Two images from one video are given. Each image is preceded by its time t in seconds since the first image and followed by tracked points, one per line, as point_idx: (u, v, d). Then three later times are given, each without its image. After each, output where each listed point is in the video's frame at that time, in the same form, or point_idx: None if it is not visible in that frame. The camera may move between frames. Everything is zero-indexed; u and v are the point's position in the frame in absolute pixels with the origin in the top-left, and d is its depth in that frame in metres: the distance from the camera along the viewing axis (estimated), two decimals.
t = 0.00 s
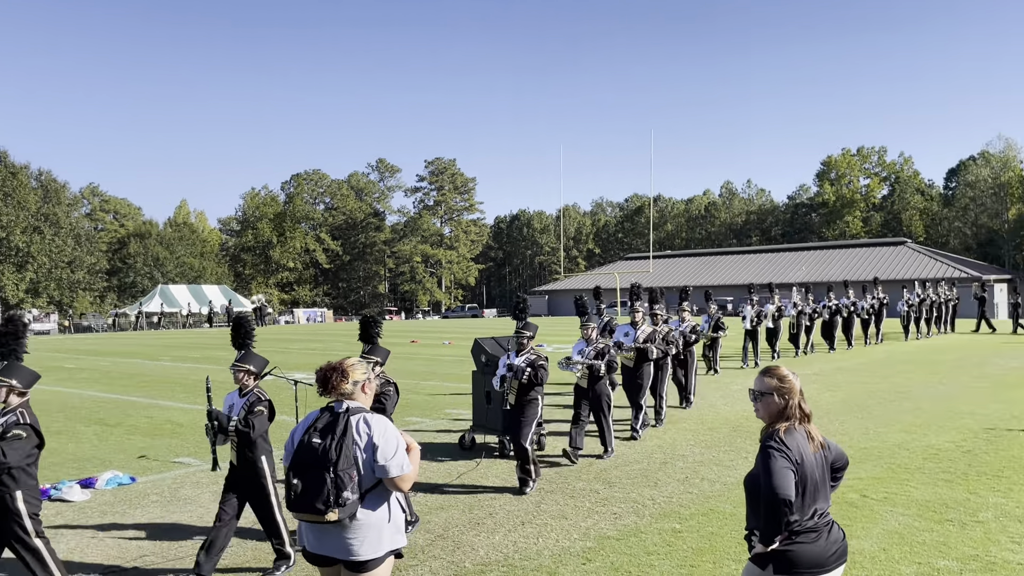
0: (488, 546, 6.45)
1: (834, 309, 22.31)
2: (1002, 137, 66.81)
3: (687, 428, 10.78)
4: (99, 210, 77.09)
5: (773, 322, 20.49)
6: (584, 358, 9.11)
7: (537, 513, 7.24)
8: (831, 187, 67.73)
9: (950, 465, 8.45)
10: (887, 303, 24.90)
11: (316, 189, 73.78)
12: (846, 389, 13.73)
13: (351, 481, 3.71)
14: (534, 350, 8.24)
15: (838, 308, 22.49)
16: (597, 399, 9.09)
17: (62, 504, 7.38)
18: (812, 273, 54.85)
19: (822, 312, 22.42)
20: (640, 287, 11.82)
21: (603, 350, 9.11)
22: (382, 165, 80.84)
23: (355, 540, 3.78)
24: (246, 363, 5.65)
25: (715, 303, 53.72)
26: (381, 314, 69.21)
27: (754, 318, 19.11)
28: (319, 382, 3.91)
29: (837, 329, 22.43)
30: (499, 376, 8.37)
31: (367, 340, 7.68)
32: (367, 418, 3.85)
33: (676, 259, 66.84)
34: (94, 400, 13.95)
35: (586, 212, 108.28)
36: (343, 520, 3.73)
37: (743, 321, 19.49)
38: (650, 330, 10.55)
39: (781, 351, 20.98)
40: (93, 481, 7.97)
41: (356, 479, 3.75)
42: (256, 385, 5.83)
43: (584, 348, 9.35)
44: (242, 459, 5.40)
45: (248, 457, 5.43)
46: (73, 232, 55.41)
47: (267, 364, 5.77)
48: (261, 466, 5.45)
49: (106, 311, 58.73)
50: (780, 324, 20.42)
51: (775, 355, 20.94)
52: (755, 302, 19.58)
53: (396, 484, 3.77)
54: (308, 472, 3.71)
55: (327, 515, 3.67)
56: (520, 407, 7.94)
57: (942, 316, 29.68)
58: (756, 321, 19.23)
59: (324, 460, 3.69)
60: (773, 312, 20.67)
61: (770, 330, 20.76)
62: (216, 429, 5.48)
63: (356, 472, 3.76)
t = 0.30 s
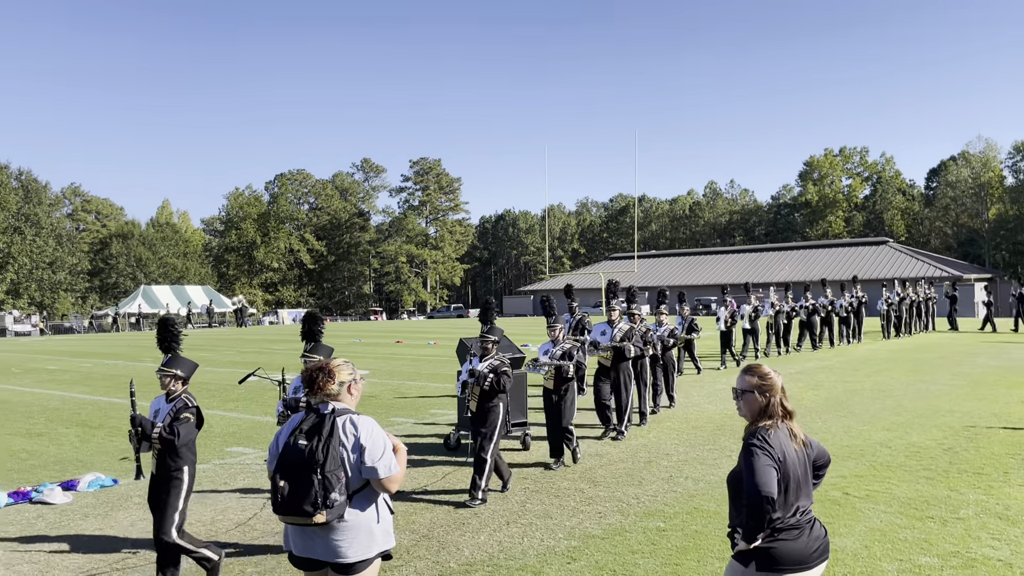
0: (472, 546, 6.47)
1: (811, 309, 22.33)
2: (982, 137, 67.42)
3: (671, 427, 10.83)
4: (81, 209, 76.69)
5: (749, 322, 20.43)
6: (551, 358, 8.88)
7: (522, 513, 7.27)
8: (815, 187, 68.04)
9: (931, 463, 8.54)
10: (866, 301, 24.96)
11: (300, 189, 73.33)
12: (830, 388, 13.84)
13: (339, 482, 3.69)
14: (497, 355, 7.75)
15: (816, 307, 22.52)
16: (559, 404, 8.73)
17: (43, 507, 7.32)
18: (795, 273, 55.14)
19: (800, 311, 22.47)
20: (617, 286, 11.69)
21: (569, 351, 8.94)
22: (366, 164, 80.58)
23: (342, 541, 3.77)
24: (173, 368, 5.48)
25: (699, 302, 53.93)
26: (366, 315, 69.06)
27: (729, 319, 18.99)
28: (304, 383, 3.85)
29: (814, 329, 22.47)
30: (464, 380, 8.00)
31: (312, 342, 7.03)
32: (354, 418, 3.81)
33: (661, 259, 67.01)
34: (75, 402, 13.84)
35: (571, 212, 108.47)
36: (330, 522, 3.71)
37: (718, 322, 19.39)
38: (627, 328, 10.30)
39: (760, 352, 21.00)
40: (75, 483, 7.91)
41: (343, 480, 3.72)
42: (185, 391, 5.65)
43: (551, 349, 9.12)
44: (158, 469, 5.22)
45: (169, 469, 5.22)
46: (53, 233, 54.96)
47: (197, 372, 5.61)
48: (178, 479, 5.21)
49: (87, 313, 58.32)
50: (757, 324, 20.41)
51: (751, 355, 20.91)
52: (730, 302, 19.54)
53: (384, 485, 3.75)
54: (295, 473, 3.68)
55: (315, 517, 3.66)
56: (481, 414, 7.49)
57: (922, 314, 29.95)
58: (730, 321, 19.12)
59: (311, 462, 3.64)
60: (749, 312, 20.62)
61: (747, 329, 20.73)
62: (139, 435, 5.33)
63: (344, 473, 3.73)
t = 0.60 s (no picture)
0: (461, 545, 6.46)
1: (792, 308, 22.31)
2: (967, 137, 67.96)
3: (659, 426, 10.85)
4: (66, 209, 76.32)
5: (730, 321, 20.38)
6: (523, 366, 8.60)
7: (511, 512, 7.26)
8: (802, 186, 68.31)
9: (918, 460, 8.60)
10: (848, 301, 24.98)
11: (288, 188, 72.95)
12: (817, 386, 13.90)
13: (331, 484, 3.61)
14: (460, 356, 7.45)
15: (797, 307, 22.52)
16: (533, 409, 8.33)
17: (28, 508, 7.26)
18: (782, 272, 55.39)
19: (782, 310, 22.48)
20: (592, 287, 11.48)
21: (542, 358, 8.65)
22: (355, 163, 80.42)
23: (335, 544, 3.68)
24: (100, 379, 5.24)
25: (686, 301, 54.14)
26: (354, 315, 68.93)
27: (709, 319, 18.90)
28: (295, 385, 3.78)
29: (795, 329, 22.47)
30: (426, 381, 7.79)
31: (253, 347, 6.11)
32: (345, 420, 3.73)
33: (649, 258, 67.10)
34: (61, 402, 13.73)
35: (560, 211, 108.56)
36: (323, 525, 3.63)
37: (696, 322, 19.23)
38: (603, 331, 10.14)
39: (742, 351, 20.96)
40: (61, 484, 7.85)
41: (335, 482, 3.64)
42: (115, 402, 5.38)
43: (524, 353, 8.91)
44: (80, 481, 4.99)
45: (97, 484, 4.98)
46: (38, 232, 54.62)
47: (127, 381, 5.36)
48: (105, 494, 4.97)
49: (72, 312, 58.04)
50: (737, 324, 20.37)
51: (732, 354, 20.89)
52: (708, 302, 19.46)
53: (376, 487, 3.66)
54: (286, 476, 3.60)
55: (307, 521, 3.58)
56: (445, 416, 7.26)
57: (908, 313, 30.13)
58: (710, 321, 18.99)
59: (302, 464, 3.57)
60: (730, 311, 20.57)
61: (728, 329, 20.70)
62: (62, 449, 5.11)
63: (335, 475, 3.65)
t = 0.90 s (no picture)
0: (454, 543, 6.46)
1: (778, 307, 22.24)
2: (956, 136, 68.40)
3: (651, 424, 10.86)
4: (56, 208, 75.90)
5: (714, 320, 20.35)
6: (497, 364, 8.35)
7: (504, 510, 7.27)
8: (793, 185, 68.52)
9: (908, 458, 8.66)
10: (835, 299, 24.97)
11: (279, 186, 72.79)
12: (808, 384, 13.97)
13: (328, 486, 3.59)
14: (422, 357, 7.40)
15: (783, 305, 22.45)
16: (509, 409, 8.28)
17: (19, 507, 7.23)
18: (774, 270, 55.59)
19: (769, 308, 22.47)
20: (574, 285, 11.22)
21: (518, 356, 8.41)
22: (347, 161, 80.17)
23: (333, 544, 3.67)
24: (23, 378, 5.15)
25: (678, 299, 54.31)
26: (346, 314, 68.74)
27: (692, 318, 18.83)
28: (291, 385, 3.77)
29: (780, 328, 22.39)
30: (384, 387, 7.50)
31: (197, 346, 5.80)
32: (341, 421, 3.71)
33: (641, 257, 67.14)
34: (52, 402, 13.66)
35: (552, 209, 108.59)
36: (320, 526, 3.62)
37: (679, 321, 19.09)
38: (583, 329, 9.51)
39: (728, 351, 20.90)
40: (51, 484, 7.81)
41: (332, 484, 3.62)
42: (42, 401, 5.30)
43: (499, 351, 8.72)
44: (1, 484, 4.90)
45: (18, 491, 4.90)
46: (28, 231, 54.21)
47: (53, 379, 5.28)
48: (29, 499, 4.89)
49: (62, 311, 57.71)
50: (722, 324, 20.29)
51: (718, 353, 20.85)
52: (691, 302, 19.27)
53: (373, 488, 3.65)
54: (283, 477, 3.59)
55: (304, 523, 3.57)
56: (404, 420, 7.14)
57: (897, 312, 30.29)
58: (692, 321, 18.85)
59: (298, 465, 3.56)
60: (714, 310, 20.54)
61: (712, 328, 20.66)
62: None
63: (332, 476, 3.63)
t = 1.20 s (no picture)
0: (448, 541, 6.45)
1: (767, 305, 22.16)
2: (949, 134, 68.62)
3: (645, 422, 10.88)
4: (47, 205, 75.81)
5: (702, 318, 20.17)
6: (467, 370, 7.81)
7: (498, 508, 7.27)
8: (787, 183, 68.75)
9: (902, 455, 8.69)
10: (825, 297, 24.94)
11: (273, 184, 72.71)
12: (801, 382, 14.00)
13: (326, 486, 3.58)
14: (385, 363, 7.37)
15: (773, 303, 22.39)
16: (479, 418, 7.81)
17: (11, 505, 7.19)
18: (768, 268, 55.70)
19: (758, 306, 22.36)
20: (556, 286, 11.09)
21: (489, 360, 7.87)
22: (341, 159, 80.06)
23: (331, 543, 3.66)
24: None
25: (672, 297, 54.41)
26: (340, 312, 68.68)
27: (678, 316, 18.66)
28: (287, 385, 3.74)
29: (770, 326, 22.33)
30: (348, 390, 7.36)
31: (135, 355, 5.52)
32: (338, 420, 3.70)
33: (635, 255, 67.13)
34: (45, 400, 13.64)
35: (546, 208, 108.62)
36: (318, 525, 3.61)
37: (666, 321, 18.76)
38: (566, 333, 9.46)
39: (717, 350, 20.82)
40: (44, 482, 7.76)
41: (330, 483, 3.61)
42: None
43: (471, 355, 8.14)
44: None
45: None
46: (21, 229, 54.05)
47: None
48: None
49: (54, 310, 57.55)
50: (709, 321, 20.17)
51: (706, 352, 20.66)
52: (677, 299, 19.04)
53: (371, 487, 3.66)
54: (280, 478, 3.57)
55: (302, 523, 3.55)
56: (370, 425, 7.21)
57: (889, 309, 30.40)
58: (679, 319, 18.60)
59: (296, 466, 3.53)
60: (702, 308, 20.37)
61: (700, 326, 20.51)
62: None
63: (330, 476, 3.62)
